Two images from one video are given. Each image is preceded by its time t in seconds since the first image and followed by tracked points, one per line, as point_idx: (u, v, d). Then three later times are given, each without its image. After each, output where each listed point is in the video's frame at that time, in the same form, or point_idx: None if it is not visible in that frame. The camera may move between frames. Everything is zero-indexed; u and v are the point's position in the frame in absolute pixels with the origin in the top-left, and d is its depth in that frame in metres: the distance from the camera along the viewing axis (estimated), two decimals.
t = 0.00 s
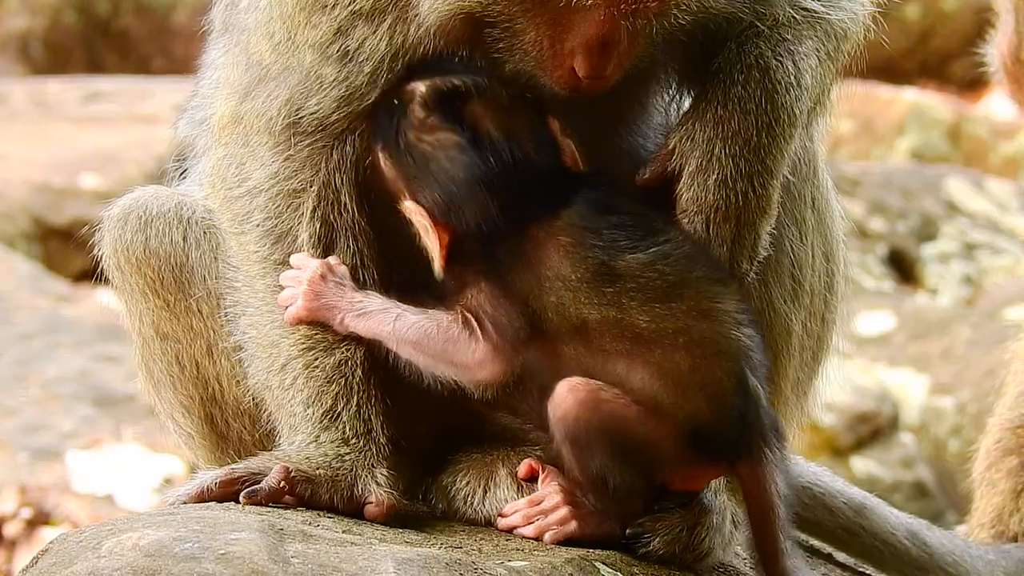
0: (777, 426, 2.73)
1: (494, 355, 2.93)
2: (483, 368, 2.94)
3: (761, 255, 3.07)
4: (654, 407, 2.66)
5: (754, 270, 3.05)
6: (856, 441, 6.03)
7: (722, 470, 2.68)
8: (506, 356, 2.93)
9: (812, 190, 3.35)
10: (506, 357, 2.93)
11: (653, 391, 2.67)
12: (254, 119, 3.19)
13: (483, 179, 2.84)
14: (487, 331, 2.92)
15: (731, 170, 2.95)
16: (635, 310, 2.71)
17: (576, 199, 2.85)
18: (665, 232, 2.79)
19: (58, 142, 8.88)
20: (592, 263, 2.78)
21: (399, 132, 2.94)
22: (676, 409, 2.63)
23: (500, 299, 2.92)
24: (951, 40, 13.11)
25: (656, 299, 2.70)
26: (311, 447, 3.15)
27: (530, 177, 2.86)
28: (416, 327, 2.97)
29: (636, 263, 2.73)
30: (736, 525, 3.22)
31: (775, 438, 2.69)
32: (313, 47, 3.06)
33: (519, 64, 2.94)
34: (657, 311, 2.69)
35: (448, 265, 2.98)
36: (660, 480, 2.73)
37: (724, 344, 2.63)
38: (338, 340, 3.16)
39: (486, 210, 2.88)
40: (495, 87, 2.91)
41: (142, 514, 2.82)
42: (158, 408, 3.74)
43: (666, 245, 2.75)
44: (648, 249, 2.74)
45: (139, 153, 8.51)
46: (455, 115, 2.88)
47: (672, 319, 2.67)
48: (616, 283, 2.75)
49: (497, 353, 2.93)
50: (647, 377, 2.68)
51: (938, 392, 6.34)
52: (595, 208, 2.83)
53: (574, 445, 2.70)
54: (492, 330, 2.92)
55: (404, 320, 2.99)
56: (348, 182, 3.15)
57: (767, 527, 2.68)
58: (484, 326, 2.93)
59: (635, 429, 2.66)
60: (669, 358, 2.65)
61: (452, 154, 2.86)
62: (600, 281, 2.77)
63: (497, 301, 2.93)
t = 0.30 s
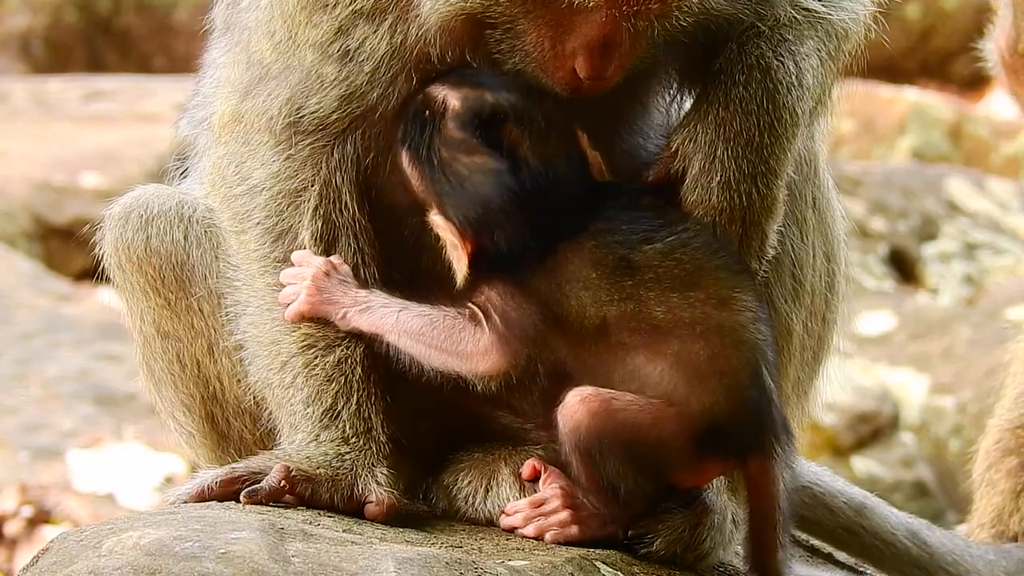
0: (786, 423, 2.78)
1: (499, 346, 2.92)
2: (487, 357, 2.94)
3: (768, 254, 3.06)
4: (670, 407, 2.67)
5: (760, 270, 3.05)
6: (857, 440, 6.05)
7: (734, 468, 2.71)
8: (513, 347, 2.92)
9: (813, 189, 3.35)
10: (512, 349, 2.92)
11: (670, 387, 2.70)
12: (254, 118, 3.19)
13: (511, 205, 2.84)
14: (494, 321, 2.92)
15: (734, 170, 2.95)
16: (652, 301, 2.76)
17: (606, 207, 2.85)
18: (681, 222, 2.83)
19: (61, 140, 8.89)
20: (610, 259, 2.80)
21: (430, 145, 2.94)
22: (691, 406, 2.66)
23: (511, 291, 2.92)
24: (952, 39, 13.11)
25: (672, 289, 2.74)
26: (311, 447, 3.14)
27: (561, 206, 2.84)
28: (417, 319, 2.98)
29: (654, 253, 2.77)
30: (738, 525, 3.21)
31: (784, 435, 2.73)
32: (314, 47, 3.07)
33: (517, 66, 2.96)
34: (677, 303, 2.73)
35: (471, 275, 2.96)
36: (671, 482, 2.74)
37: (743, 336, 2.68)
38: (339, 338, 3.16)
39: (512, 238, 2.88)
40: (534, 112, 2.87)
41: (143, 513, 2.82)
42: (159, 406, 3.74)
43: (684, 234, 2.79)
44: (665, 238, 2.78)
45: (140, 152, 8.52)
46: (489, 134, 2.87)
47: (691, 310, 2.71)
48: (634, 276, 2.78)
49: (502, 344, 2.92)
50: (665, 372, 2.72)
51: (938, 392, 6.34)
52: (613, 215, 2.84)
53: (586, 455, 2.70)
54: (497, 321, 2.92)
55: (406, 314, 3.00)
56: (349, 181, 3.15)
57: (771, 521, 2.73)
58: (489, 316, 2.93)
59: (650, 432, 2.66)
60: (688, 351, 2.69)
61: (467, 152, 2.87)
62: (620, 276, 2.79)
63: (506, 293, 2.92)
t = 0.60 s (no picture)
0: (788, 424, 2.79)
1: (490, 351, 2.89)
2: (476, 362, 2.91)
3: (769, 252, 3.07)
4: (673, 415, 2.67)
5: (762, 267, 3.05)
6: (860, 438, 6.05)
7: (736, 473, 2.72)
8: (505, 353, 2.89)
9: (816, 185, 3.35)
10: (504, 355, 2.89)
11: (672, 395, 2.68)
12: (254, 116, 3.18)
13: (516, 196, 2.79)
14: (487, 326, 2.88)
15: (736, 168, 2.95)
16: (656, 309, 2.71)
17: (604, 218, 2.81)
18: (687, 228, 2.77)
19: (64, 138, 8.90)
20: (610, 264, 2.76)
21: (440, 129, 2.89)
22: (695, 416, 2.65)
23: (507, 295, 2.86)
24: (954, 36, 13.11)
25: (677, 297, 2.70)
26: (314, 445, 3.14)
27: (566, 203, 2.80)
28: (406, 321, 2.98)
29: (659, 261, 2.72)
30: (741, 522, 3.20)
31: (788, 439, 2.75)
32: (315, 45, 3.06)
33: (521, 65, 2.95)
34: (680, 310, 2.69)
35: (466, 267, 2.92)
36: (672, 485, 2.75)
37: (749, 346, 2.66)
38: (335, 339, 3.16)
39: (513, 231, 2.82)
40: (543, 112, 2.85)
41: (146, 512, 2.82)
42: (162, 405, 3.74)
43: (689, 242, 2.75)
44: (672, 244, 2.73)
45: (143, 150, 8.52)
46: (497, 131, 2.82)
47: (696, 318, 2.68)
48: (638, 282, 2.73)
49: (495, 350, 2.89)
50: (670, 383, 2.69)
51: (941, 389, 6.33)
52: (616, 220, 2.79)
53: (587, 462, 2.70)
54: (490, 328, 2.88)
55: (398, 317, 2.99)
56: (349, 178, 3.17)
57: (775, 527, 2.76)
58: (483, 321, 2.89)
59: (653, 440, 2.66)
60: (691, 358, 2.67)
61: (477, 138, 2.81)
62: (621, 283, 2.75)
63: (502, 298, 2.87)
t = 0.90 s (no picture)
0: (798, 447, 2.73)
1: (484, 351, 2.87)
2: (469, 362, 2.90)
3: (767, 263, 3.03)
4: (680, 436, 2.62)
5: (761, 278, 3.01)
6: (861, 437, 6.05)
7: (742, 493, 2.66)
8: (500, 355, 2.87)
9: (818, 188, 3.35)
10: (500, 357, 2.87)
11: (681, 417, 2.63)
12: (254, 111, 3.19)
13: (538, 197, 2.71)
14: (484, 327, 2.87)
15: (733, 180, 2.91)
16: (667, 330, 2.64)
17: (616, 233, 2.71)
18: (704, 249, 2.68)
19: (65, 138, 8.90)
20: (620, 280, 2.68)
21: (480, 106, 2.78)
22: (703, 438, 2.60)
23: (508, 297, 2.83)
24: (954, 35, 13.11)
25: (690, 320, 2.62)
26: (315, 445, 3.14)
27: (586, 209, 2.72)
28: (402, 323, 2.98)
29: (671, 282, 2.63)
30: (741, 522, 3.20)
31: (797, 463, 2.69)
32: (312, 33, 3.05)
33: None
34: (692, 334, 2.61)
35: (478, 253, 2.85)
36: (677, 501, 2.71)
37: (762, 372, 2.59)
38: (334, 337, 3.16)
39: (530, 227, 2.75)
40: (580, 117, 2.72)
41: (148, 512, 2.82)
42: (163, 405, 3.74)
43: (706, 264, 2.65)
44: (686, 266, 2.64)
45: (144, 150, 8.51)
46: (533, 126, 2.70)
47: (707, 343, 2.60)
48: (649, 301, 2.65)
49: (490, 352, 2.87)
50: (679, 406, 2.63)
51: (941, 388, 6.33)
52: (627, 238, 2.70)
53: (592, 475, 2.67)
54: (489, 329, 2.86)
55: (392, 318, 2.99)
56: (349, 173, 3.18)
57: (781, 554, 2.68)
58: (481, 321, 2.87)
59: (659, 457, 2.63)
60: (701, 387, 2.60)
61: (497, 124, 2.73)
62: (631, 299, 2.67)
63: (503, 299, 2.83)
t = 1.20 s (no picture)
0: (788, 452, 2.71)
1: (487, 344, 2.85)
2: (473, 353, 2.88)
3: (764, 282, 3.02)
4: (667, 438, 2.61)
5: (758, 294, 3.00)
6: (860, 438, 6.06)
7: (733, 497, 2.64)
8: (503, 347, 2.84)
9: (818, 194, 3.34)
10: (501, 349, 2.85)
11: (668, 419, 2.62)
12: (246, 105, 3.21)
13: (564, 184, 2.69)
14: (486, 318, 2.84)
15: (729, 203, 2.91)
16: (654, 331, 2.65)
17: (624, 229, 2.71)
18: (702, 256, 2.70)
19: (63, 139, 8.89)
20: (618, 279, 2.68)
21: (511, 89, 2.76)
22: (689, 441, 2.59)
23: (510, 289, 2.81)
24: (953, 36, 13.11)
25: (679, 323, 2.63)
26: (314, 444, 3.13)
27: (609, 204, 2.71)
28: (406, 316, 2.95)
29: (667, 285, 2.64)
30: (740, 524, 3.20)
31: (787, 468, 2.67)
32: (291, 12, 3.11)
33: None
34: (680, 336, 2.62)
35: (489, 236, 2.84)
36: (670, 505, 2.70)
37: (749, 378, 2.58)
38: (333, 332, 3.16)
39: (554, 215, 2.74)
40: (612, 110, 2.71)
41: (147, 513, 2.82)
42: (162, 407, 3.74)
43: (703, 271, 2.67)
44: (683, 271, 2.66)
45: (143, 151, 8.50)
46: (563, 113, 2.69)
47: (693, 346, 2.61)
48: (642, 301, 2.66)
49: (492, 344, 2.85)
50: (666, 408, 2.63)
51: (940, 389, 6.33)
52: (633, 238, 2.70)
53: (581, 477, 2.68)
54: (491, 321, 2.83)
55: (397, 311, 2.97)
56: (346, 159, 3.18)
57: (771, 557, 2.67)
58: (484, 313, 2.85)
59: (646, 462, 2.62)
60: (686, 391, 2.60)
61: (528, 108, 2.71)
62: (625, 298, 2.68)
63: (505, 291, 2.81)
